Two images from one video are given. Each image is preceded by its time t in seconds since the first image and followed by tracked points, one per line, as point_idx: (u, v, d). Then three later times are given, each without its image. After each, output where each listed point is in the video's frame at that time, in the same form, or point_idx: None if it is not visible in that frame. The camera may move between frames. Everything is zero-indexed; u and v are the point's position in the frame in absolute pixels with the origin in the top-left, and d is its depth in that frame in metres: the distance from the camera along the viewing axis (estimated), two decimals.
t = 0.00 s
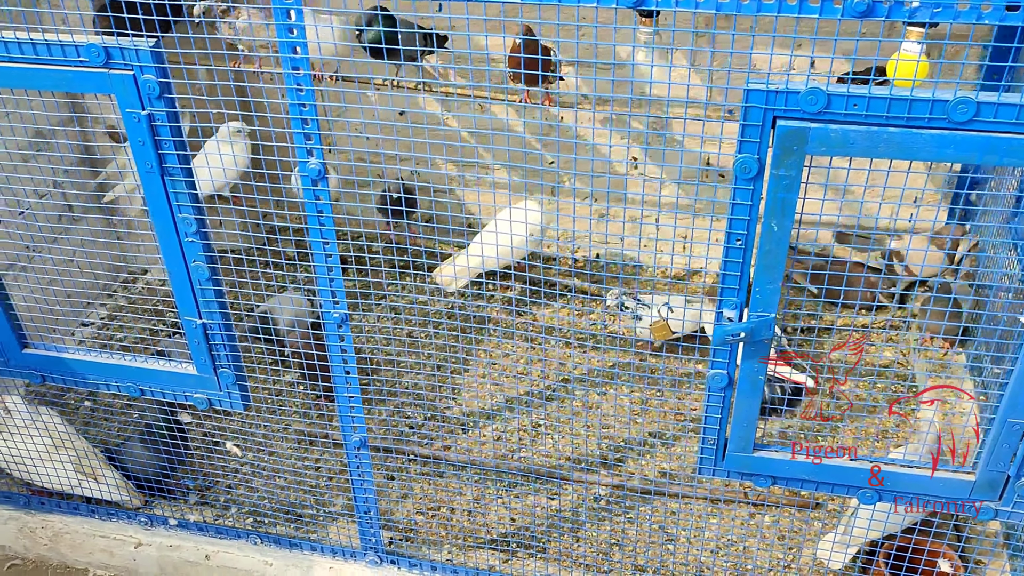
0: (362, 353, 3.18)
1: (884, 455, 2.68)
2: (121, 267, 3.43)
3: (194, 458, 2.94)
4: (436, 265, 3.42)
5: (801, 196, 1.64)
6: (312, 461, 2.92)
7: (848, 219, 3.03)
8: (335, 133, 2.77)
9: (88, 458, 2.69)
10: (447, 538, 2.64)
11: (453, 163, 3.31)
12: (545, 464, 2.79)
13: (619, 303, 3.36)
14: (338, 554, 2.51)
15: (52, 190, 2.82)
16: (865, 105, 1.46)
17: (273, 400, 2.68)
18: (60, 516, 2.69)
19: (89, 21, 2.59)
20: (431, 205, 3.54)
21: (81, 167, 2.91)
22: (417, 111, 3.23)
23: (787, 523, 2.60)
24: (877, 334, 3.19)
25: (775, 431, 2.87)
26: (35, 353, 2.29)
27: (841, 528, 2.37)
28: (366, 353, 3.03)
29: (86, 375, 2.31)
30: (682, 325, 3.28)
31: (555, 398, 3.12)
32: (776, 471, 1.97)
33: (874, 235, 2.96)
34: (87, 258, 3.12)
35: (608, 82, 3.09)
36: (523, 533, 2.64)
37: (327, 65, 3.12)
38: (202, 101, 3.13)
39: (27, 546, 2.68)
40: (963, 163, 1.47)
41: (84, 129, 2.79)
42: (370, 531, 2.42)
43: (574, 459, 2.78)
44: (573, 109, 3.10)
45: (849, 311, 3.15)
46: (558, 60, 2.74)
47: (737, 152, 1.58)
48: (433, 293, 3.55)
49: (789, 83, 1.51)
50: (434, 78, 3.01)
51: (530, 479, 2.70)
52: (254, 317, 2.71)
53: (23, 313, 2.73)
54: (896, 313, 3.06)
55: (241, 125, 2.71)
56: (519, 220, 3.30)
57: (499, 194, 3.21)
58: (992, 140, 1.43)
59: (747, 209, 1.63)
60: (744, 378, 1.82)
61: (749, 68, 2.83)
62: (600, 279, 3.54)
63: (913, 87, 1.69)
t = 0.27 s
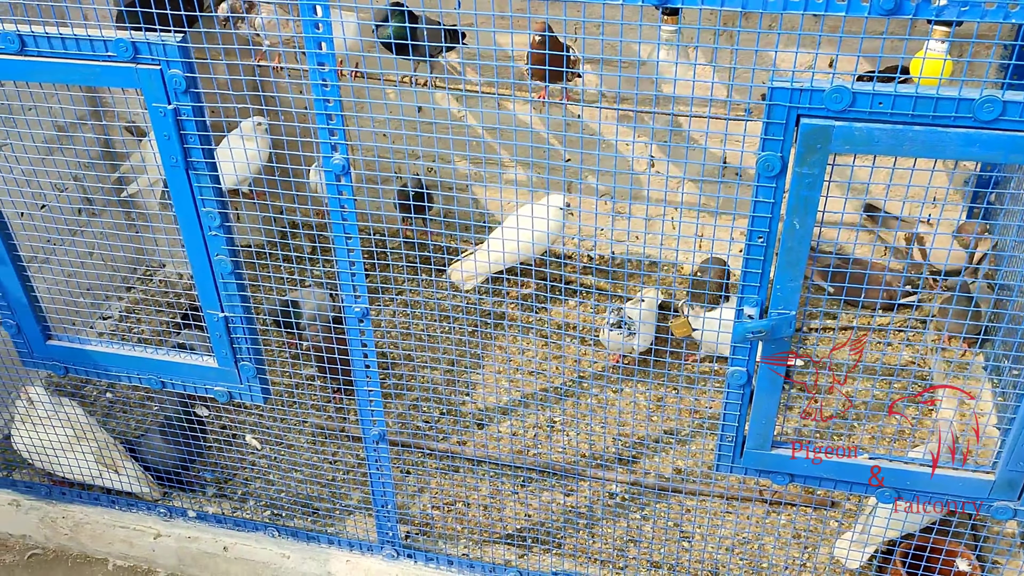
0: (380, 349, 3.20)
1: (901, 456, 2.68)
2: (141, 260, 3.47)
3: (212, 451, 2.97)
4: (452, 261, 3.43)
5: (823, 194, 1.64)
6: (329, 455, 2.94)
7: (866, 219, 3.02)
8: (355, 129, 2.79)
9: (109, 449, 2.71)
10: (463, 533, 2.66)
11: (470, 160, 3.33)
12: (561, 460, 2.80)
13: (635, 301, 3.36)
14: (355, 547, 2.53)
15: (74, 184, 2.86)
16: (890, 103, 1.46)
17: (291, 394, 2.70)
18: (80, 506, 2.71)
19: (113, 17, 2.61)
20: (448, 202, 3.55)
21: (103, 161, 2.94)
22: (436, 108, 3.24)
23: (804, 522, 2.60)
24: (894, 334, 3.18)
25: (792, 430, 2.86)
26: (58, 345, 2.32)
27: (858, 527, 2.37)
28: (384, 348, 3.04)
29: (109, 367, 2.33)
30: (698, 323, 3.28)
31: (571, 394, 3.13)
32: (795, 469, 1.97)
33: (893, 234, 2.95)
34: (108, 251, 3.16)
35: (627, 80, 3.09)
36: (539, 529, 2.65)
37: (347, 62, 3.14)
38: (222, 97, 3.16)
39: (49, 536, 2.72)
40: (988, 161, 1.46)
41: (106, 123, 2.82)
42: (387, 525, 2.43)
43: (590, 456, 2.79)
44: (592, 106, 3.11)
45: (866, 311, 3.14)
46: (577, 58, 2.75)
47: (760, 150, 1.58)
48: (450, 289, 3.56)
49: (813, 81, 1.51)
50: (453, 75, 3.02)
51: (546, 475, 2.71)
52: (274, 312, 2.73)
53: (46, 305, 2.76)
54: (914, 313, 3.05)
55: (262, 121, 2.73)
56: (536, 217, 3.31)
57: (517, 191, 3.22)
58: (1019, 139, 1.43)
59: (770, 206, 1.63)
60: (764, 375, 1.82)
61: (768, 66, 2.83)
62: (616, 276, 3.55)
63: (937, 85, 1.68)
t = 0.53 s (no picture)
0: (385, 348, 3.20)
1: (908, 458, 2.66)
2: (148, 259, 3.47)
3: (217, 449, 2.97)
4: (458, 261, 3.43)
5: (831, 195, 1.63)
6: (333, 454, 2.94)
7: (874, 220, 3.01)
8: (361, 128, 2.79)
9: (114, 447, 2.72)
10: (468, 533, 2.65)
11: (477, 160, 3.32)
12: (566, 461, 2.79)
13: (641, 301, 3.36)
14: (359, 547, 2.53)
15: (81, 183, 2.86)
16: (899, 103, 1.45)
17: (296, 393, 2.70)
18: (86, 504, 2.72)
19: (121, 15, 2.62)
20: (455, 202, 3.55)
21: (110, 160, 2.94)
22: (443, 107, 3.24)
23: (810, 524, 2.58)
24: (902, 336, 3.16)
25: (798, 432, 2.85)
26: (65, 343, 2.32)
27: (864, 529, 2.35)
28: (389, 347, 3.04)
29: (114, 365, 2.34)
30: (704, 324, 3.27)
31: (577, 395, 3.12)
32: (801, 471, 1.95)
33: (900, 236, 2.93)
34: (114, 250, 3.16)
35: (634, 79, 3.08)
36: (544, 529, 2.65)
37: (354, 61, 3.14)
38: (229, 95, 3.16)
39: (54, 533, 2.72)
40: (997, 162, 1.45)
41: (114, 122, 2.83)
42: (391, 525, 2.43)
43: (595, 456, 2.78)
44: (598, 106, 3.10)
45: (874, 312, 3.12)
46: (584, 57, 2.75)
47: (767, 150, 1.57)
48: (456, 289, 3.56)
49: (821, 81, 1.50)
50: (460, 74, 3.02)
51: (551, 475, 2.70)
52: (280, 311, 2.73)
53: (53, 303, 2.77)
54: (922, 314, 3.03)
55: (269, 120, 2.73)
56: (542, 217, 3.30)
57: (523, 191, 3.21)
58: None
59: (777, 207, 1.62)
60: (771, 377, 1.81)
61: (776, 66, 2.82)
62: (623, 276, 3.54)
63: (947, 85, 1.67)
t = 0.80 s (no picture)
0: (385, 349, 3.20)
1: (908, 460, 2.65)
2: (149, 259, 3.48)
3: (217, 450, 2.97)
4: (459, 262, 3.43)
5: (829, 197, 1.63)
6: (333, 455, 2.94)
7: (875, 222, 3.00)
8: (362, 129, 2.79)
9: (114, 447, 2.72)
10: (467, 535, 2.65)
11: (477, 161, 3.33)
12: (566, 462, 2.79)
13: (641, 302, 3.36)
14: (358, 547, 2.53)
15: (82, 183, 2.87)
16: (896, 105, 1.45)
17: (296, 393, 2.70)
18: (86, 504, 2.72)
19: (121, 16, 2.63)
20: (455, 203, 3.56)
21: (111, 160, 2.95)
22: (443, 108, 3.25)
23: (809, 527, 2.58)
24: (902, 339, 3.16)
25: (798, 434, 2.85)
26: (65, 343, 2.33)
27: (863, 532, 2.35)
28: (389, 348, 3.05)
29: (114, 365, 2.34)
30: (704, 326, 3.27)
31: (577, 396, 3.12)
32: (799, 473, 1.95)
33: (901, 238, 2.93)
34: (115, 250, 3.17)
35: (634, 81, 3.09)
36: (543, 531, 2.64)
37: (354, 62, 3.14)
38: (230, 96, 3.17)
39: (54, 533, 2.72)
40: (995, 165, 1.45)
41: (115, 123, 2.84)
42: (390, 526, 2.43)
43: (595, 458, 2.78)
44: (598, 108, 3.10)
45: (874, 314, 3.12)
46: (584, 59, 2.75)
47: (765, 152, 1.57)
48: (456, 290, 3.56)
49: (819, 83, 1.50)
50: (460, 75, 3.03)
51: (551, 477, 2.70)
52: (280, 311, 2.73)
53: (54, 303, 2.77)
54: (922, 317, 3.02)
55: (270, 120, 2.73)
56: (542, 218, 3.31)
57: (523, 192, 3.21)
58: None
59: (775, 209, 1.62)
60: (769, 379, 1.81)
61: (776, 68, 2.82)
62: (623, 278, 3.55)
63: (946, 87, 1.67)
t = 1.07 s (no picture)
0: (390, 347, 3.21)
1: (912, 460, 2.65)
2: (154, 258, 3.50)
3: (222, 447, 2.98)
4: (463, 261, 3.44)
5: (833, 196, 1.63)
6: (338, 453, 2.95)
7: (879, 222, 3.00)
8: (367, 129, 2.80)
9: (120, 445, 2.73)
10: (471, 533, 2.65)
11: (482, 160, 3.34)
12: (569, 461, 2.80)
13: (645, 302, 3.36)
14: (362, 545, 2.54)
15: (89, 181, 2.89)
16: (900, 105, 1.45)
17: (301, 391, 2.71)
18: (91, 501, 2.73)
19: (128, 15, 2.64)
20: (460, 202, 3.57)
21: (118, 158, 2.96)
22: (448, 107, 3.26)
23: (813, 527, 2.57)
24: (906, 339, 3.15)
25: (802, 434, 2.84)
26: (71, 340, 2.34)
27: (867, 532, 2.35)
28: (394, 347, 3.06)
29: (120, 363, 2.35)
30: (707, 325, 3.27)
31: (580, 396, 3.13)
32: (802, 473, 1.95)
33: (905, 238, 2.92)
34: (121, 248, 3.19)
35: (638, 80, 3.09)
36: (547, 530, 2.65)
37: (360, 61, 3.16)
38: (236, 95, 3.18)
39: (60, 530, 2.74)
40: (998, 165, 1.45)
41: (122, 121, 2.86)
42: (394, 524, 2.43)
43: (598, 457, 2.78)
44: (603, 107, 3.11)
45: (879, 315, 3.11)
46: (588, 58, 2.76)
47: (769, 151, 1.57)
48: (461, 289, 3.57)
49: (823, 82, 1.50)
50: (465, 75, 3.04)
51: (555, 476, 2.71)
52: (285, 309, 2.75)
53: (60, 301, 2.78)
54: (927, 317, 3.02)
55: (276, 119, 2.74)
56: (547, 217, 3.31)
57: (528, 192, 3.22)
58: None
59: (778, 208, 1.62)
60: (772, 378, 1.81)
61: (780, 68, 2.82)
62: (627, 277, 3.55)
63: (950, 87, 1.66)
